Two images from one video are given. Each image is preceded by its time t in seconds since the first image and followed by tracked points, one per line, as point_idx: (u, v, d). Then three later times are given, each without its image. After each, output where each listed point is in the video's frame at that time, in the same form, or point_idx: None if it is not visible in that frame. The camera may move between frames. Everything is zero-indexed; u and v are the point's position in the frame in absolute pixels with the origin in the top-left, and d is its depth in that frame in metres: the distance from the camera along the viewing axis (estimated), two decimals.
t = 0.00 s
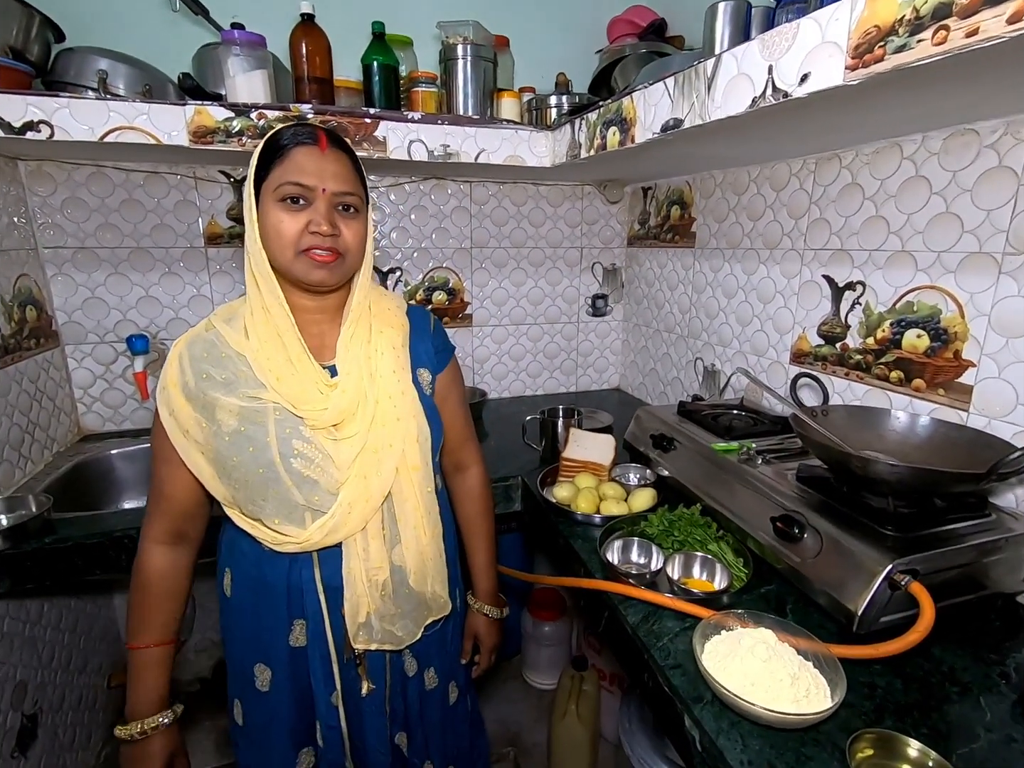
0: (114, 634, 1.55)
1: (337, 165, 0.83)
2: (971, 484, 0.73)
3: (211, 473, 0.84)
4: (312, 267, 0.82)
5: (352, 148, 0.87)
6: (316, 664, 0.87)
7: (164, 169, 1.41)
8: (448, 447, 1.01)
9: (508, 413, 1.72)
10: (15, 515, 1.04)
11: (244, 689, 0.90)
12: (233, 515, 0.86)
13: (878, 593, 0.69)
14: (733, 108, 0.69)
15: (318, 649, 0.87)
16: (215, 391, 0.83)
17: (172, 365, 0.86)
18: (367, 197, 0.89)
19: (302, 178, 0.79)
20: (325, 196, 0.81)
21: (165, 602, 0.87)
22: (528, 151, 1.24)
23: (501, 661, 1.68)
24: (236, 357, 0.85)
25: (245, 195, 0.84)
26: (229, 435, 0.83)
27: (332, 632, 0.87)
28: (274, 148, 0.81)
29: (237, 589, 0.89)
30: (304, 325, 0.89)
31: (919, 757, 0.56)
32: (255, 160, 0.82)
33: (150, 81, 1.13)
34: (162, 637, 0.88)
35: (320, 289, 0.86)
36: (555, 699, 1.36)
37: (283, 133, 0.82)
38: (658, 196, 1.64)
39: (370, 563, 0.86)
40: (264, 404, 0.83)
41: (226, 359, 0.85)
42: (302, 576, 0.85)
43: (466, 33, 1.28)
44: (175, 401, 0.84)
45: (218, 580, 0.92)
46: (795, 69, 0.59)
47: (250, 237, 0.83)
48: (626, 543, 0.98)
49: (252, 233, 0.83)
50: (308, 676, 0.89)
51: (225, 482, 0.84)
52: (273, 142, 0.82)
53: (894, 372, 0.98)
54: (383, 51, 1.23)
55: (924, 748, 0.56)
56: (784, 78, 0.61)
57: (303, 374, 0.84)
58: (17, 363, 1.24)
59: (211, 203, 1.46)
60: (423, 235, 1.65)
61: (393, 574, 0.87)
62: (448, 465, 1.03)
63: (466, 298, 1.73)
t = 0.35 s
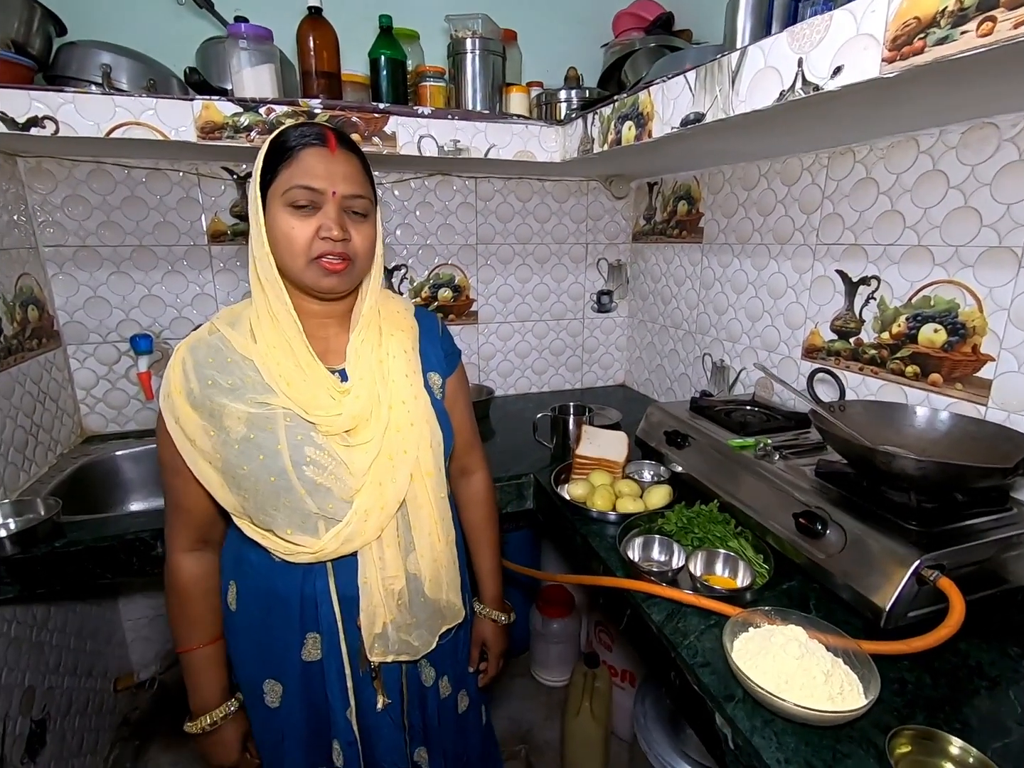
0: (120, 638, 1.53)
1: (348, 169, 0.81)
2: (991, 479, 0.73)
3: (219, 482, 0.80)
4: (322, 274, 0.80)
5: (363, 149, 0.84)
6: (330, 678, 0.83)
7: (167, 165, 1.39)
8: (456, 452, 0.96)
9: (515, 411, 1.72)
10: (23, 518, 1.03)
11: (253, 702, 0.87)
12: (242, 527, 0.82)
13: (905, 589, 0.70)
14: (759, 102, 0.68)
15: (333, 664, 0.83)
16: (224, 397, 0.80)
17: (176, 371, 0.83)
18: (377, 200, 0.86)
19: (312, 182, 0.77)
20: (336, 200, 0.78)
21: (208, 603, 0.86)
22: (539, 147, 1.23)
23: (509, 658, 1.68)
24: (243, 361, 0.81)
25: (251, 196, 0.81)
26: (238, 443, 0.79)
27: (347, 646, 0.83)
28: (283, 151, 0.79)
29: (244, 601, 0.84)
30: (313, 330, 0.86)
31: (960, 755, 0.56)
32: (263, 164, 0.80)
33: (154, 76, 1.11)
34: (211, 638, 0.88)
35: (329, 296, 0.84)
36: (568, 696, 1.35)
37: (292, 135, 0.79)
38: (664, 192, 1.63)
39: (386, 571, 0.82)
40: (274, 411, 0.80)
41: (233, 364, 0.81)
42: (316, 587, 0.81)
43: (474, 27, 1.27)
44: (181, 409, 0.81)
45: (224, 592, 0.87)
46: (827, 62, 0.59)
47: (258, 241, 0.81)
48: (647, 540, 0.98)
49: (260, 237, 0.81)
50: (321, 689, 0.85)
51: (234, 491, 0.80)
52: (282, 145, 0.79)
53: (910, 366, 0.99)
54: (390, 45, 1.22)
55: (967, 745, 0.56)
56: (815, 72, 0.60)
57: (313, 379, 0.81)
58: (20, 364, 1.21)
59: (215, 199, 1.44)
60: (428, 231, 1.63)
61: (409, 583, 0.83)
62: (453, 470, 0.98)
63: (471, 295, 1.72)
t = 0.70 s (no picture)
0: (119, 644, 1.51)
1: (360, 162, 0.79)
2: (997, 474, 0.75)
3: (229, 482, 0.77)
4: (333, 269, 0.77)
5: (375, 144, 0.83)
6: (346, 682, 0.81)
7: (166, 165, 1.37)
8: (468, 451, 0.96)
9: (517, 411, 1.72)
10: (27, 525, 1.01)
11: (269, 703, 0.84)
12: (252, 528, 0.79)
13: (920, 583, 0.71)
14: (776, 105, 0.69)
15: (349, 668, 0.80)
16: (235, 393, 0.77)
17: (183, 366, 0.79)
18: (389, 196, 0.84)
19: (324, 174, 0.75)
20: (347, 193, 0.76)
21: (191, 625, 0.82)
22: (544, 148, 1.23)
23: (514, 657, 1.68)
24: (255, 356, 0.78)
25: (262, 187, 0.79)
26: (251, 441, 0.76)
27: (363, 648, 0.81)
28: (295, 144, 0.77)
29: (259, 605, 0.82)
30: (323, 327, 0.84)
31: (985, 744, 0.57)
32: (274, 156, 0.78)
33: (157, 75, 1.09)
34: (192, 662, 0.83)
35: (340, 292, 0.81)
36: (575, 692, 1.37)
37: (304, 128, 0.78)
38: (664, 192, 1.65)
39: (401, 572, 0.80)
40: (288, 408, 0.77)
41: (244, 359, 0.78)
42: (333, 590, 0.79)
43: (479, 28, 1.27)
44: (188, 405, 0.77)
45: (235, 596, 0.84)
46: (847, 67, 0.60)
47: (268, 235, 0.79)
48: (661, 538, 0.99)
49: (270, 232, 0.78)
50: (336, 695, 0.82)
51: (245, 491, 0.77)
52: (293, 138, 0.77)
53: (914, 364, 1.01)
54: (394, 45, 1.21)
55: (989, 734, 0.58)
56: (834, 76, 0.61)
57: (328, 375, 0.78)
58: (19, 367, 1.19)
59: (215, 200, 1.43)
60: (430, 232, 1.63)
61: (424, 583, 0.82)
62: (466, 469, 0.98)
63: (472, 296, 1.72)
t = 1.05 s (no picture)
0: (102, 658, 1.47)
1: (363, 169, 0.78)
2: (981, 471, 0.77)
3: (233, 493, 0.76)
4: (338, 277, 0.76)
5: (377, 149, 0.82)
6: (355, 691, 0.80)
7: (151, 167, 1.34)
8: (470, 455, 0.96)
9: (507, 414, 1.73)
10: (13, 538, 0.98)
11: (269, 723, 0.82)
12: (259, 540, 0.78)
13: (914, 577, 0.74)
14: (775, 117, 0.71)
15: (358, 678, 0.80)
16: (238, 402, 0.76)
17: (182, 376, 0.77)
18: (391, 201, 0.84)
19: (328, 182, 0.74)
20: (352, 201, 0.75)
21: (209, 634, 0.80)
22: (537, 153, 1.25)
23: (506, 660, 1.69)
24: (257, 365, 0.77)
25: (263, 194, 0.78)
26: (257, 451, 0.75)
27: (372, 657, 0.80)
28: (298, 151, 0.76)
29: (264, 617, 0.80)
30: (326, 334, 0.83)
31: (985, 731, 0.60)
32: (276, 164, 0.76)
33: (146, 76, 1.07)
34: (213, 671, 0.82)
35: (344, 300, 0.80)
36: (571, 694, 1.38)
37: (304, 133, 0.76)
38: (651, 198, 1.67)
39: (413, 581, 0.80)
40: (293, 416, 0.76)
41: (247, 368, 0.77)
42: (341, 600, 0.78)
43: (472, 34, 1.27)
44: (190, 416, 0.75)
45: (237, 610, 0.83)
46: (846, 81, 0.62)
47: (269, 243, 0.77)
48: (661, 539, 1.01)
49: (273, 240, 0.77)
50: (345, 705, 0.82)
51: (252, 502, 0.76)
52: (296, 145, 0.76)
53: (898, 366, 1.05)
54: (387, 49, 1.21)
55: (987, 718, 0.61)
56: (833, 90, 0.63)
57: (333, 381, 0.78)
58: None
59: (201, 203, 1.40)
60: (420, 236, 1.63)
61: (433, 589, 0.82)
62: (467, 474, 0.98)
63: (462, 300, 1.72)
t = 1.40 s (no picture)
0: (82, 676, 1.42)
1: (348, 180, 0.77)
2: (966, 475, 0.80)
3: (232, 507, 0.75)
4: (336, 289, 0.75)
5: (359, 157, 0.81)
6: (362, 707, 0.80)
7: (139, 173, 1.32)
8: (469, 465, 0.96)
9: (498, 422, 1.73)
10: None
11: (272, 744, 0.82)
12: (257, 554, 0.78)
13: (907, 580, 0.76)
14: (771, 134, 0.74)
15: (363, 692, 0.79)
16: (235, 416, 0.75)
17: (178, 392, 0.77)
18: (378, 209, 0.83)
19: (316, 195, 0.73)
20: (342, 212, 0.74)
21: (145, 663, 0.79)
22: (532, 164, 1.26)
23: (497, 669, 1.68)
24: (254, 379, 0.77)
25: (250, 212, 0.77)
26: (254, 465, 0.75)
27: (378, 672, 0.80)
28: (280, 167, 0.75)
29: (262, 637, 0.80)
30: (322, 348, 0.82)
31: (983, 729, 0.62)
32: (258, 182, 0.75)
33: (138, 81, 1.06)
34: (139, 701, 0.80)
35: (342, 312, 0.79)
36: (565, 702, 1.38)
37: (287, 148, 0.76)
38: (639, 208, 1.70)
39: (417, 593, 0.80)
40: (292, 429, 0.76)
41: (244, 383, 0.77)
42: (345, 615, 0.78)
43: (467, 46, 1.29)
44: (185, 431, 0.74)
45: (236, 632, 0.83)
46: (841, 101, 0.65)
47: (260, 261, 0.76)
48: (660, 544, 1.02)
49: (264, 259, 0.76)
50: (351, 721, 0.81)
51: (251, 517, 0.76)
52: (279, 161, 0.75)
53: (883, 374, 1.08)
54: (383, 59, 1.22)
55: (983, 715, 0.63)
56: (829, 109, 0.66)
57: (332, 393, 0.77)
58: None
59: (190, 209, 1.38)
60: (411, 244, 1.63)
61: (437, 601, 0.82)
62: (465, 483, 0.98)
63: (453, 308, 1.72)
